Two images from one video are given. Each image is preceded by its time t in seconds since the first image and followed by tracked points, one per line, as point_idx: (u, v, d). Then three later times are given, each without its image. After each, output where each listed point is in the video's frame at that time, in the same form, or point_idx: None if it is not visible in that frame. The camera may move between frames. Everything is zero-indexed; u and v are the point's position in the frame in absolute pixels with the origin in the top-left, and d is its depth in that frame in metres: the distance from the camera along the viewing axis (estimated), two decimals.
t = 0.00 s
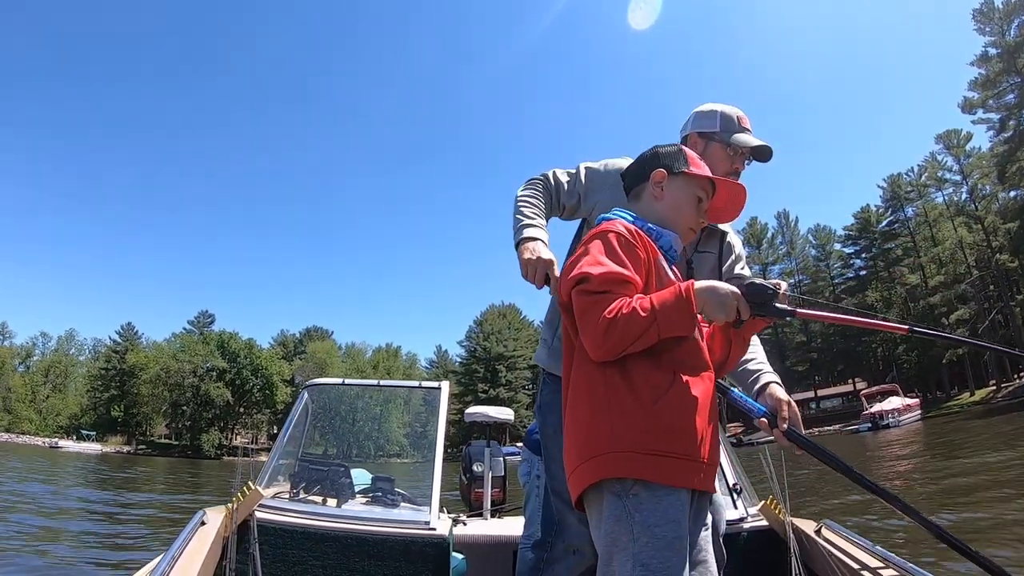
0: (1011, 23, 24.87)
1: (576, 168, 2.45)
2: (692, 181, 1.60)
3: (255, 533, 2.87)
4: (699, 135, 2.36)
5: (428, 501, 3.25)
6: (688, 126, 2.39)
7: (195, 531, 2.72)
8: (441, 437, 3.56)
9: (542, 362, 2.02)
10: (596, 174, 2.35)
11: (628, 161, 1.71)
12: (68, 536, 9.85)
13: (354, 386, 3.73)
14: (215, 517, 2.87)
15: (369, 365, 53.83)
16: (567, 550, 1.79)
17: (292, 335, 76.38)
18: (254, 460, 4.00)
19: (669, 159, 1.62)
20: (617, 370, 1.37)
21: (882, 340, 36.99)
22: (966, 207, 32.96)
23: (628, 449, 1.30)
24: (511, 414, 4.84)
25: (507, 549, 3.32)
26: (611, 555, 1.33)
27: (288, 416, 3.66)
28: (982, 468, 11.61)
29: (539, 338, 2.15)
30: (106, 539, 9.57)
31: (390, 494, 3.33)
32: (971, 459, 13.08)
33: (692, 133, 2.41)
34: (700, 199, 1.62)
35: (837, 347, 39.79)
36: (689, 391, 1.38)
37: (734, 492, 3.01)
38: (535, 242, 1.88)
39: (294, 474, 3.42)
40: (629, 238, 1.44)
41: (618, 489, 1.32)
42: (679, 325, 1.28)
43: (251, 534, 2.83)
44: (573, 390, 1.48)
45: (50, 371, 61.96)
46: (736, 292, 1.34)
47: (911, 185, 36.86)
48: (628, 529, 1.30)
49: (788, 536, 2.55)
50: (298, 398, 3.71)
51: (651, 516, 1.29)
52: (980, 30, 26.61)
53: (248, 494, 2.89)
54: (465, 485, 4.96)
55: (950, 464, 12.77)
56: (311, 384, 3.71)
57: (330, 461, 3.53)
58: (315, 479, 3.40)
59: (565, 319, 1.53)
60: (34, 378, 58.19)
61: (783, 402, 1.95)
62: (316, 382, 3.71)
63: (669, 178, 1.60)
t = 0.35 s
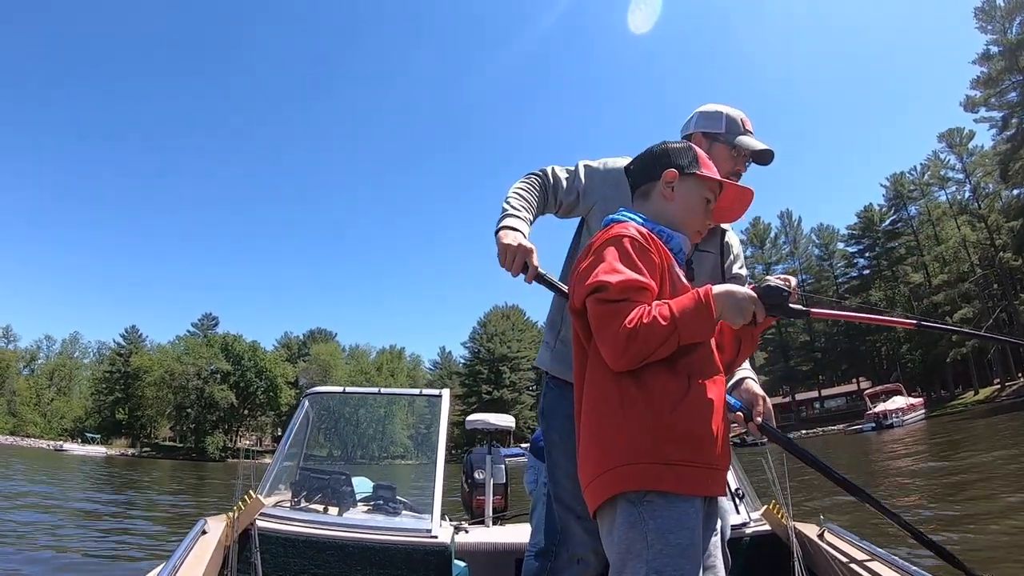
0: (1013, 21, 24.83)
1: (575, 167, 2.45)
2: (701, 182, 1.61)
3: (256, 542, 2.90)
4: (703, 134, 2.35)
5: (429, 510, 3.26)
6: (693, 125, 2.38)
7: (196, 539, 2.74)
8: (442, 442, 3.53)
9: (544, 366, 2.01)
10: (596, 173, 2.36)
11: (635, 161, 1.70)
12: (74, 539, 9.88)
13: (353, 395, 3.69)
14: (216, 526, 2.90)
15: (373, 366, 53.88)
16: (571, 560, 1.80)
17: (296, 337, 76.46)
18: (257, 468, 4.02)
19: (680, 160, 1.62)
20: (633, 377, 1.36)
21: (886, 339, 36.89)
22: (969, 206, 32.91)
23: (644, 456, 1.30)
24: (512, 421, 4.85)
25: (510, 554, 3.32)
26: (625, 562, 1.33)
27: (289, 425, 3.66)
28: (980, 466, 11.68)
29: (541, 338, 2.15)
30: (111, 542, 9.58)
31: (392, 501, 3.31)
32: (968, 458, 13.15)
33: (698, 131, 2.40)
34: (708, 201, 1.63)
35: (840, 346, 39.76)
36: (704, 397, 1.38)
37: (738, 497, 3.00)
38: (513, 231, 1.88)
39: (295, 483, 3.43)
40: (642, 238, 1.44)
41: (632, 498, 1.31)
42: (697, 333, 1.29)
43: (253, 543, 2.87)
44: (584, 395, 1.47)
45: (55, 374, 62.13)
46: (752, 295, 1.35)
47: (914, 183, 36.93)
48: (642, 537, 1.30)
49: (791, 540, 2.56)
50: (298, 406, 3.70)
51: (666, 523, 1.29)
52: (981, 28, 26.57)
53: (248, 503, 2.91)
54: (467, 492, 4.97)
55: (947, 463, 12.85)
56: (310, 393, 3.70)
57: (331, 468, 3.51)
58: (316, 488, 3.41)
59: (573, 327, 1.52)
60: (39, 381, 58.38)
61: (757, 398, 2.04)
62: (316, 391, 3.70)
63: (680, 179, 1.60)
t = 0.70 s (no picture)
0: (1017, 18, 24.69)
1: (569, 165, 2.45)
2: (699, 179, 1.61)
3: (256, 551, 2.87)
4: (699, 134, 2.34)
5: (429, 517, 3.27)
6: (689, 123, 2.37)
7: (195, 549, 2.71)
8: (442, 444, 3.55)
9: (538, 369, 2.01)
10: (589, 171, 2.35)
11: (631, 155, 1.69)
12: (79, 538, 9.88)
13: (352, 401, 3.69)
14: (216, 536, 2.86)
15: (377, 364, 53.88)
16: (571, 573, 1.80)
17: (300, 335, 76.48)
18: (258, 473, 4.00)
19: (679, 156, 1.60)
20: (640, 385, 1.36)
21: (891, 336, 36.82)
22: (973, 203, 32.77)
23: (654, 468, 1.30)
24: (512, 427, 4.85)
25: (509, 560, 3.34)
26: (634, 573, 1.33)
27: (288, 431, 3.64)
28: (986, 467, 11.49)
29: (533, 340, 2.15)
30: (116, 542, 9.58)
31: (391, 510, 3.33)
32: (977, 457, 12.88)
33: (693, 130, 2.39)
34: (706, 196, 1.62)
35: (845, 344, 39.67)
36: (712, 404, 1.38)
37: (737, 502, 3.01)
38: (494, 224, 1.88)
39: (295, 490, 3.41)
40: (645, 241, 1.44)
41: (639, 515, 1.31)
42: (705, 338, 1.30)
43: (253, 550, 2.83)
44: (589, 402, 1.47)
45: (60, 372, 62.22)
46: (759, 293, 1.36)
47: (918, 181, 36.82)
48: (651, 550, 1.30)
49: (791, 543, 2.56)
50: (297, 414, 3.69)
51: (676, 534, 1.30)
52: (985, 25, 26.39)
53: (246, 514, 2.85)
54: (466, 499, 4.97)
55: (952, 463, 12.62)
56: (308, 400, 3.69)
57: (332, 475, 3.52)
58: (316, 496, 3.39)
59: (576, 333, 1.51)
60: (44, 379, 58.53)
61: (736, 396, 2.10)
62: (314, 397, 3.70)
63: (679, 176, 1.59)
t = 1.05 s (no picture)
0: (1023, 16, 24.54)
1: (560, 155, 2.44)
2: (690, 169, 1.61)
3: (257, 547, 2.88)
4: (692, 125, 2.33)
5: (428, 512, 3.28)
6: (682, 114, 2.35)
7: (196, 544, 2.75)
8: (442, 440, 3.58)
9: (532, 361, 2.02)
10: (580, 161, 2.35)
11: (620, 147, 1.70)
12: (85, 533, 9.95)
13: (351, 397, 3.71)
14: (216, 531, 2.90)
15: (382, 361, 53.98)
16: (570, 571, 1.79)
17: (305, 332, 76.64)
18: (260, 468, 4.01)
19: (668, 147, 1.61)
20: (639, 378, 1.37)
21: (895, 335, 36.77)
22: (979, 201, 32.68)
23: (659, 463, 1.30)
24: (512, 423, 4.86)
25: (510, 556, 3.34)
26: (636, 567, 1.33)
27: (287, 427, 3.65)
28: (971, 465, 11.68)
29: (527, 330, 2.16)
30: (122, 537, 9.64)
31: (390, 505, 3.32)
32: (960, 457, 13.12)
33: (686, 121, 2.37)
34: (697, 187, 1.63)
35: (849, 341, 39.60)
36: (710, 395, 1.40)
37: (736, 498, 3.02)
38: (481, 211, 1.89)
39: (295, 486, 3.42)
40: (640, 234, 1.44)
41: (643, 510, 1.32)
42: (707, 323, 1.30)
43: (252, 545, 2.86)
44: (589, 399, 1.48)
45: (66, 369, 62.54)
46: (758, 274, 1.38)
47: (923, 178, 36.72)
48: (653, 544, 1.31)
49: (790, 538, 2.56)
50: (296, 409, 3.71)
51: (677, 529, 1.30)
52: (990, 22, 26.24)
53: (246, 510, 2.90)
54: (466, 494, 4.97)
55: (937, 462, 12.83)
56: (308, 396, 3.70)
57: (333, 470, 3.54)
58: (315, 492, 3.40)
59: (574, 328, 1.52)
60: (49, 376, 58.72)
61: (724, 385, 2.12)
62: (314, 393, 3.71)
63: (668, 168, 1.60)
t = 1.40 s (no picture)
0: None
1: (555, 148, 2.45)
2: (669, 164, 1.63)
3: (256, 536, 2.89)
4: (686, 119, 2.34)
5: (428, 504, 3.29)
6: (676, 108, 2.35)
7: (196, 533, 2.79)
8: (442, 436, 3.62)
9: (527, 352, 2.03)
10: (574, 154, 2.37)
11: (602, 144, 1.71)
12: (91, 532, 9.99)
13: (353, 390, 3.75)
14: (217, 521, 2.93)
15: (387, 362, 54.08)
16: (568, 565, 1.80)
17: (311, 333, 76.85)
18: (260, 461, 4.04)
19: (648, 143, 1.63)
20: (628, 376, 1.38)
21: (900, 334, 36.70)
22: (983, 200, 32.57)
23: (650, 461, 1.32)
24: (512, 415, 4.87)
25: (510, 550, 3.35)
26: (627, 563, 1.35)
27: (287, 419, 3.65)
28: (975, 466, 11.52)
29: (522, 322, 2.18)
30: (129, 536, 9.68)
31: (391, 495, 3.35)
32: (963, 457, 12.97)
33: (680, 116, 2.38)
34: (676, 180, 1.65)
35: (854, 341, 39.52)
36: (698, 392, 1.40)
37: (734, 490, 3.02)
38: (472, 203, 1.90)
39: (295, 477, 3.44)
40: (624, 233, 1.46)
41: (634, 508, 1.33)
42: (693, 320, 1.31)
43: (253, 535, 2.89)
44: (582, 397, 1.49)
45: (72, 370, 62.79)
46: (744, 268, 1.39)
47: (928, 178, 36.63)
48: (647, 541, 1.31)
49: (788, 534, 2.56)
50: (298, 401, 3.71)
51: (667, 524, 1.31)
52: (994, 20, 26.13)
53: (247, 499, 2.96)
54: (465, 487, 4.99)
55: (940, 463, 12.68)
56: (309, 387, 3.71)
57: (332, 463, 3.56)
58: (315, 482, 3.42)
59: (564, 329, 1.53)
60: (56, 377, 58.98)
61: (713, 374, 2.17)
62: (317, 383, 3.74)
63: (647, 162, 1.62)
